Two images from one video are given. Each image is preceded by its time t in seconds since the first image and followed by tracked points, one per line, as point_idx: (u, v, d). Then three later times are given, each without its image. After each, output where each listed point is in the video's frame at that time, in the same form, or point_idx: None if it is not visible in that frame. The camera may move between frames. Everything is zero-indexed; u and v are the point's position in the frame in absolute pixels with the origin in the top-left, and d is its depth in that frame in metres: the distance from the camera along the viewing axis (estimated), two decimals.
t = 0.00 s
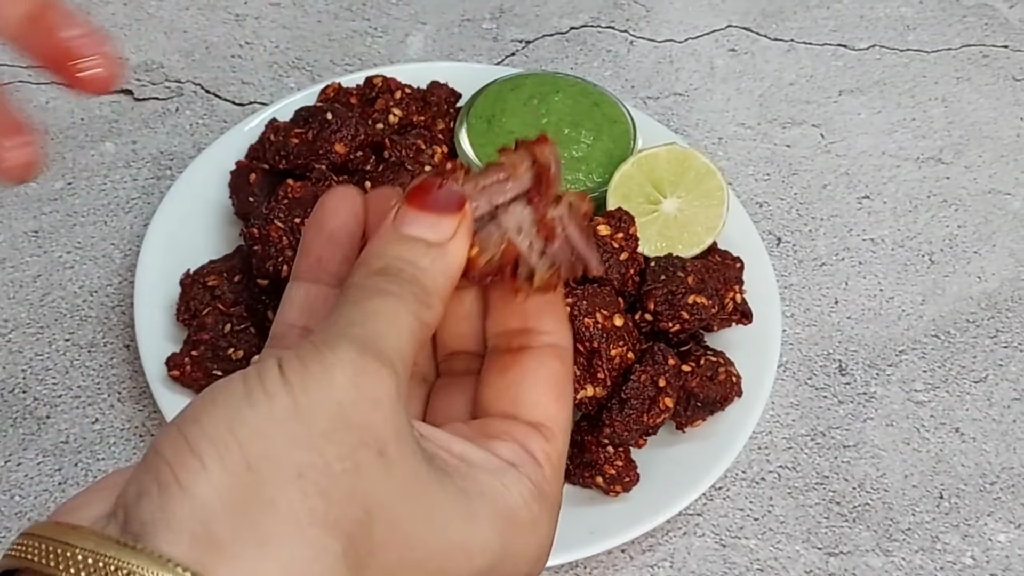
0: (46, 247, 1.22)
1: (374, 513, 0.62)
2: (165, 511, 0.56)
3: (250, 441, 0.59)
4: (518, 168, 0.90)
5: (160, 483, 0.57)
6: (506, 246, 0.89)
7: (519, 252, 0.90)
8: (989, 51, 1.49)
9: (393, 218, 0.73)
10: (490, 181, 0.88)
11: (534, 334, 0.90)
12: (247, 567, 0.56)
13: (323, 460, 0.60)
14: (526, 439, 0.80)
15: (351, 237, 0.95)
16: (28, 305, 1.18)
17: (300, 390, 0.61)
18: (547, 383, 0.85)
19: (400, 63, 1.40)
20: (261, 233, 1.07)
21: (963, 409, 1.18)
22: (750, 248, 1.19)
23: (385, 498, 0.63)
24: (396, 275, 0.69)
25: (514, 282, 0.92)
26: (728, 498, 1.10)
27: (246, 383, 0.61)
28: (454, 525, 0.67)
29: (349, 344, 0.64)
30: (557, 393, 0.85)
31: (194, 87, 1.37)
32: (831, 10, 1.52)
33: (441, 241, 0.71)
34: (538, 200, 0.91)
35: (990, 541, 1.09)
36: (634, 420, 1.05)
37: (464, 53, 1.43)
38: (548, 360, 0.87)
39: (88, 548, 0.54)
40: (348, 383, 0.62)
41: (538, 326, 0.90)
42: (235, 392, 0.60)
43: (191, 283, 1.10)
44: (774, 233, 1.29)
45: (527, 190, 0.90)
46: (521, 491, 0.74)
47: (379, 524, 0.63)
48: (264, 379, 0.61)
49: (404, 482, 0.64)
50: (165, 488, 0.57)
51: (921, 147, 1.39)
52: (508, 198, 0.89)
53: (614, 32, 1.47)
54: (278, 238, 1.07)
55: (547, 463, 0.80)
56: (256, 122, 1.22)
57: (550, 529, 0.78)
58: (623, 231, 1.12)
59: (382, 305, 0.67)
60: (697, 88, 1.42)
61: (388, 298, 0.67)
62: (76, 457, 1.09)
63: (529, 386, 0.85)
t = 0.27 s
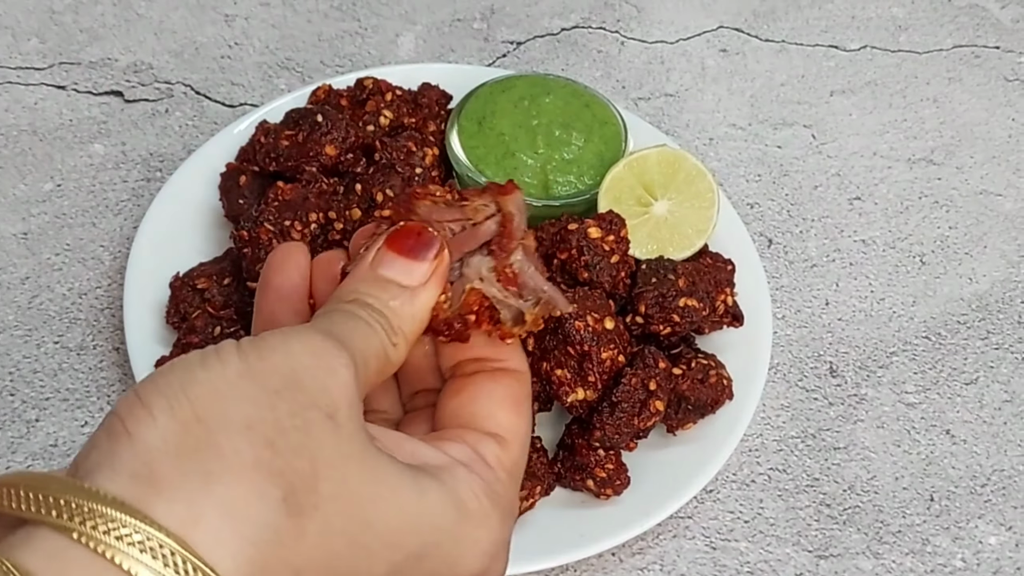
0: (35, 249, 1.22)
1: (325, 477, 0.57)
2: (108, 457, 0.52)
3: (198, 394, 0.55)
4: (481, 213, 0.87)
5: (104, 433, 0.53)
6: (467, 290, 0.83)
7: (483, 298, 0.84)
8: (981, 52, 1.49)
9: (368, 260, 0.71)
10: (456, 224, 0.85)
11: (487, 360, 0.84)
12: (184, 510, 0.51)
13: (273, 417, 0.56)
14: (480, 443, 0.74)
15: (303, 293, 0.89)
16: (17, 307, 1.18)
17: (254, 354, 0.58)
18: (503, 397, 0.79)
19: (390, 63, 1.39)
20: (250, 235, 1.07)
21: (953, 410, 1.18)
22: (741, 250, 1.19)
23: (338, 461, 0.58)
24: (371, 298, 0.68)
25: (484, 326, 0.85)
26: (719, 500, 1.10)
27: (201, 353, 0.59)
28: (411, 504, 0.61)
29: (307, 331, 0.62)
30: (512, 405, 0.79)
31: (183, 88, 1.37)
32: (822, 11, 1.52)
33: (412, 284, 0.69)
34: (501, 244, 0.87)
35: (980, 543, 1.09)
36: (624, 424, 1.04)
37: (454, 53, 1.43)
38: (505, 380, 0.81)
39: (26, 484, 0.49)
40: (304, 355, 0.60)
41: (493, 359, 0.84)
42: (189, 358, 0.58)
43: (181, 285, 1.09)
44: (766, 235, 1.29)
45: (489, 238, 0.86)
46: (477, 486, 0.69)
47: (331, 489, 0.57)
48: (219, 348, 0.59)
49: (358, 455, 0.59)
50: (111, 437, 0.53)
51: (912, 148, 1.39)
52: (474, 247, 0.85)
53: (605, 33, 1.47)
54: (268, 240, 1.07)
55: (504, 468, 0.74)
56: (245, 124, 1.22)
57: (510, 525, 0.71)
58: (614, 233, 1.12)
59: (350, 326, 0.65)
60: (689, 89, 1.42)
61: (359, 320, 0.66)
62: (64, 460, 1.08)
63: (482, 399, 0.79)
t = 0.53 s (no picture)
0: (28, 246, 1.22)
1: (279, 441, 0.59)
2: (68, 409, 0.55)
3: (158, 356, 0.58)
4: (433, 176, 0.87)
5: (66, 390, 0.56)
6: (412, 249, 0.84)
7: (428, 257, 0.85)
8: (969, 52, 1.50)
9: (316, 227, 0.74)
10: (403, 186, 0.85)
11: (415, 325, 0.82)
12: (138, 461, 0.54)
13: (229, 380, 0.59)
14: (415, 418, 0.74)
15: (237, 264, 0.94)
16: (10, 304, 1.18)
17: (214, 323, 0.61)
18: (434, 363, 0.78)
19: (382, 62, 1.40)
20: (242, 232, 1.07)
21: (940, 407, 1.19)
22: (730, 248, 1.20)
23: (291, 427, 0.60)
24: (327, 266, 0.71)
25: (432, 284, 0.86)
26: (708, 496, 1.11)
27: (163, 320, 0.61)
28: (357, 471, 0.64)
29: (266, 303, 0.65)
30: (445, 372, 0.78)
31: (177, 86, 1.37)
32: (812, 10, 1.53)
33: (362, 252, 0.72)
34: (446, 213, 0.88)
35: (966, 538, 1.11)
36: (613, 421, 1.05)
37: (446, 52, 1.43)
38: (435, 347, 0.79)
39: None
40: (261, 323, 0.62)
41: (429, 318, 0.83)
42: (149, 326, 0.61)
43: (174, 283, 1.09)
44: (755, 233, 1.30)
45: (437, 204, 0.87)
46: (421, 459, 0.71)
47: (282, 454, 0.59)
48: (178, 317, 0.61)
49: (310, 423, 0.61)
50: (72, 392, 0.56)
51: (900, 147, 1.40)
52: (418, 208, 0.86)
53: (596, 32, 1.48)
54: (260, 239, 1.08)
55: (444, 443, 0.74)
56: (237, 123, 1.23)
57: (453, 498, 0.73)
58: (604, 232, 1.13)
59: (301, 294, 0.67)
60: (679, 88, 1.43)
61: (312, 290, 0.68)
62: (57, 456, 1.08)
63: (415, 370, 0.77)
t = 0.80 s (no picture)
0: (31, 242, 1.23)
1: (261, 437, 0.61)
2: (50, 413, 0.55)
3: (138, 355, 0.59)
4: (412, 178, 0.89)
5: (46, 390, 0.56)
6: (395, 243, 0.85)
7: (411, 249, 0.87)
8: (969, 48, 1.51)
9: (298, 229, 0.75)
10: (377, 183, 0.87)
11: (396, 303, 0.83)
12: (122, 465, 0.55)
13: (209, 376, 0.60)
14: (393, 394, 0.75)
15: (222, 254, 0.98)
16: (13, 299, 1.19)
17: (194, 317, 0.62)
18: (413, 340, 0.79)
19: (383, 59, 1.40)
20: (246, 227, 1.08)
21: (939, 402, 1.20)
22: (730, 243, 1.20)
23: (274, 420, 0.62)
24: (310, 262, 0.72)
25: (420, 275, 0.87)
26: (708, 490, 1.11)
27: (139, 314, 0.62)
28: (339, 460, 0.65)
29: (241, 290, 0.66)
30: (423, 349, 0.79)
31: (179, 82, 1.38)
32: (812, 7, 1.54)
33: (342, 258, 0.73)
34: (428, 211, 0.90)
35: (965, 532, 1.11)
36: (613, 415, 1.06)
37: (447, 49, 1.44)
38: (416, 325, 0.80)
39: None
40: (241, 315, 0.64)
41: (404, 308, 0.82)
42: (126, 322, 0.61)
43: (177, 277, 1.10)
44: (754, 229, 1.30)
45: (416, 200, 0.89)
46: (404, 439, 0.72)
47: (264, 447, 0.61)
48: (156, 311, 0.62)
49: (293, 414, 0.63)
50: (52, 395, 0.56)
51: (900, 143, 1.40)
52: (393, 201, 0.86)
53: (596, 28, 1.48)
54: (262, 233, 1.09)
55: (424, 421, 0.76)
56: (240, 118, 1.23)
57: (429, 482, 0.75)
58: (604, 227, 1.13)
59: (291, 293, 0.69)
60: (679, 84, 1.43)
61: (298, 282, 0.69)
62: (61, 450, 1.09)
63: (395, 349, 0.78)
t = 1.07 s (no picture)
0: (39, 239, 1.23)
1: (304, 486, 0.62)
2: (87, 458, 0.55)
3: (191, 399, 0.57)
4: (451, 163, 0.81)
5: (94, 424, 0.56)
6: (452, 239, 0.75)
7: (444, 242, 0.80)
8: (973, 47, 1.51)
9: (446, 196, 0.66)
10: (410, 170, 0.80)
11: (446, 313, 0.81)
12: (159, 521, 0.55)
13: (267, 428, 0.59)
14: (427, 401, 0.75)
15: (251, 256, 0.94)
16: (22, 297, 1.19)
17: (263, 347, 0.59)
18: (447, 346, 0.78)
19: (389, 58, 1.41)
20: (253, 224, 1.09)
21: (946, 399, 1.20)
22: (736, 240, 1.20)
23: (321, 471, 0.62)
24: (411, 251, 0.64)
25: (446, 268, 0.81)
26: (715, 487, 1.11)
27: (201, 338, 0.59)
28: (379, 506, 0.67)
29: (330, 305, 0.61)
30: (458, 356, 0.78)
31: (185, 81, 1.38)
32: (816, 6, 1.54)
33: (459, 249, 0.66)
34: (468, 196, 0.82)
35: (972, 529, 1.11)
36: (620, 411, 1.06)
37: (452, 48, 1.44)
38: (445, 330, 0.79)
39: None
40: (318, 353, 0.60)
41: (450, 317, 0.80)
42: (184, 348, 0.59)
43: (185, 274, 1.10)
44: (760, 227, 1.31)
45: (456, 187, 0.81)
46: (443, 464, 0.72)
47: (305, 497, 0.62)
48: (226, 333, 0.59)
49: (340, 459, 0.63)
50: (98, 440, 0.56)
51: (906, 142, 1.41)
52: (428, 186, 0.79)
53: (602, 28, 1.48)
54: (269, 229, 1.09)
55: (455, 426, 0.75)
56: (247, 115, 1.24)
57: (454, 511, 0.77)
58: (610, 224, 1.14)
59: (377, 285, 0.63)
60: (684, 83, 1.43)
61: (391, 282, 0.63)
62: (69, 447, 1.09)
63: (434, 356, 0.77)
